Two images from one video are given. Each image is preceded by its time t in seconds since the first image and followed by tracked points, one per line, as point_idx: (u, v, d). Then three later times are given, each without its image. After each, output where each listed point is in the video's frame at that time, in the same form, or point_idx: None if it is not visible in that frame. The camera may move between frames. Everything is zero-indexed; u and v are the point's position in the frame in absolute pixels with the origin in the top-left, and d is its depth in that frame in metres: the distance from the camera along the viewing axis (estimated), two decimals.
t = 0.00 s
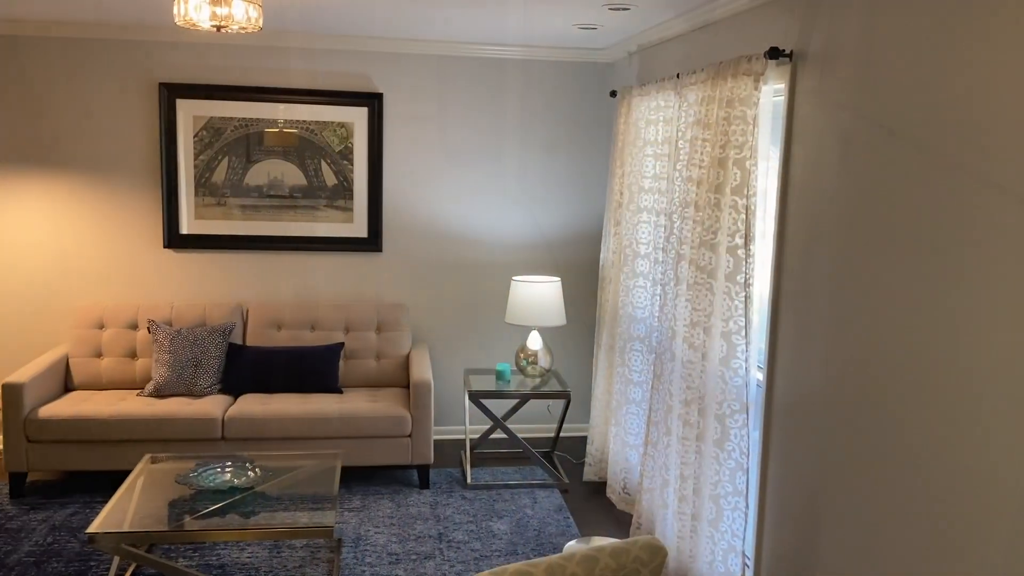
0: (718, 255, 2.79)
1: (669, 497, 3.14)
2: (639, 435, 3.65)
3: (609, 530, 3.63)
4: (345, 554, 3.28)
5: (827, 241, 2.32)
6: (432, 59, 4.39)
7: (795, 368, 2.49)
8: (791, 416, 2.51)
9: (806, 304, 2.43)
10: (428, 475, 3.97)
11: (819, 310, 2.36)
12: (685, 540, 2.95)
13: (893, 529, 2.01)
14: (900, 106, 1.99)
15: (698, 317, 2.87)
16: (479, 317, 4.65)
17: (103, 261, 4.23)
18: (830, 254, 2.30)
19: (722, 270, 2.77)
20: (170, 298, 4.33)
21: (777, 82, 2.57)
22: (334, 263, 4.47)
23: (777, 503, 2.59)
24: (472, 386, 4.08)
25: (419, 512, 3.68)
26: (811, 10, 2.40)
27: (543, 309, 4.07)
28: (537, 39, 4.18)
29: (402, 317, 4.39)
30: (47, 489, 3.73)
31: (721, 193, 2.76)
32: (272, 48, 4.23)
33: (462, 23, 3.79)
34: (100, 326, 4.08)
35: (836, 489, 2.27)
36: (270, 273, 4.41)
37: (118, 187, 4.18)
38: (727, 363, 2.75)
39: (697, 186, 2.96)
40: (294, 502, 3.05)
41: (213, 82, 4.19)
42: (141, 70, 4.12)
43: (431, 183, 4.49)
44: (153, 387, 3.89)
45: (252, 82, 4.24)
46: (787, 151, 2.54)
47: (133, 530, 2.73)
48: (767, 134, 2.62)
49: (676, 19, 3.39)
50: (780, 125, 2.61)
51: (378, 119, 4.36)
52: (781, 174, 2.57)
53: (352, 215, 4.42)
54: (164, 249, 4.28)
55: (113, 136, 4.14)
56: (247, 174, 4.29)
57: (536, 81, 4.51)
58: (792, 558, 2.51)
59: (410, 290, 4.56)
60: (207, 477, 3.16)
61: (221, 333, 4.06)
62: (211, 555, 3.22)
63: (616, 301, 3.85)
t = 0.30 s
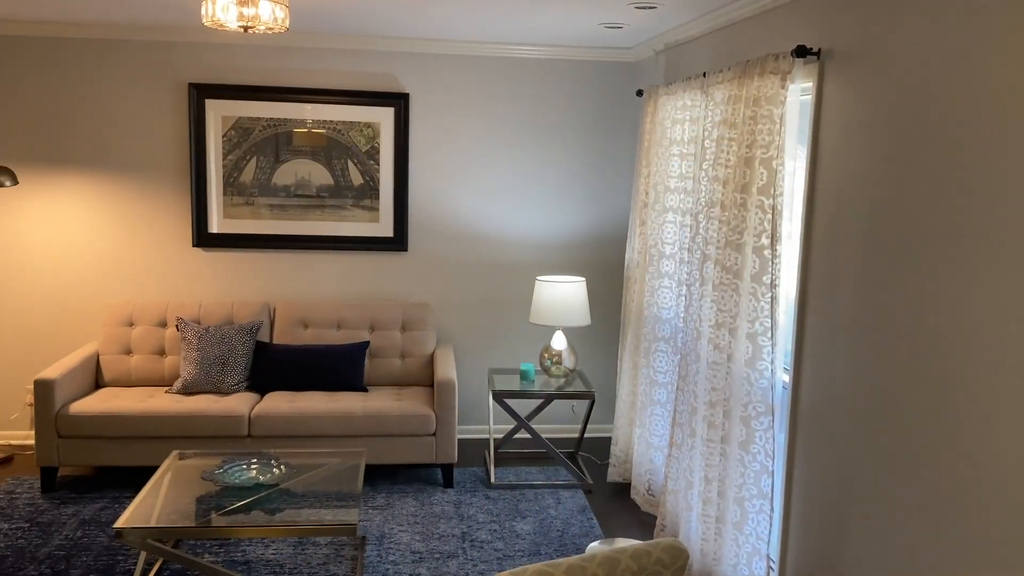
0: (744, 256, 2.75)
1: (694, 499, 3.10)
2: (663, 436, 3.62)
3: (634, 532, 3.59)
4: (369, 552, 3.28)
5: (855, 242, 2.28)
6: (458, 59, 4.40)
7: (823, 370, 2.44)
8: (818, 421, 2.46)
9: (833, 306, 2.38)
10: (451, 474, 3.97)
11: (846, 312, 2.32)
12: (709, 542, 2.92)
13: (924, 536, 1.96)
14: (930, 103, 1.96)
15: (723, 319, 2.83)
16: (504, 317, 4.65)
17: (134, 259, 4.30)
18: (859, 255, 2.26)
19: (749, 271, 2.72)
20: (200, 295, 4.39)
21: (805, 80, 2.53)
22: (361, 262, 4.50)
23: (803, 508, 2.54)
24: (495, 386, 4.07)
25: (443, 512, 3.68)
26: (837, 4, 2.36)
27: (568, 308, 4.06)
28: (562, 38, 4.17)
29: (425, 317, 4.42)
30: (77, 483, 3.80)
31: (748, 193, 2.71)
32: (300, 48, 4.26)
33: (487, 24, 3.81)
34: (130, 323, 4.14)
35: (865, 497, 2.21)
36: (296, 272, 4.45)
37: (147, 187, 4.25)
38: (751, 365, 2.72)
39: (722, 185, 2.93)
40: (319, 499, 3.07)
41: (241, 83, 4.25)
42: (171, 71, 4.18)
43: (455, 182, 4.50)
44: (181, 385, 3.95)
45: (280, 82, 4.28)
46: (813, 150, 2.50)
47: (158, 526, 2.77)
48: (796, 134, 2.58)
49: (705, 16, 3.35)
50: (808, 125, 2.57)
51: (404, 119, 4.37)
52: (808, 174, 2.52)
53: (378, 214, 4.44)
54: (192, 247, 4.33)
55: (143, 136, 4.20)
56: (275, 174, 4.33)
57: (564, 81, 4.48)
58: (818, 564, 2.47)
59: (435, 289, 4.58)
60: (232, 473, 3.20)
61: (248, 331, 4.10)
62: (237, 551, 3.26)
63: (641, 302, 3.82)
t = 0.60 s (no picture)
0: (777, 257, 2.70)
1: (724, 502, 3.05)
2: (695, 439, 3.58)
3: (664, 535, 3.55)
4: (398, 552, 3.30)
5: (891, 242, 2.22)
6: (489, 59, 4.40)
7: (857, 373, 2.38)
8: (850, 426, 2.41)
9: (867, 308, 2.33)
10: (480, 474, 3.97)
11: (880, 315, 2.26)
12: (739, 547, 2.87)
13: (960, 546, 1.90)
14: (970, 101, 1.90)
15: (756, 320, 2.78)
16: (535, 316, 4.65)
17: (170, 257, 4.37)
18: (894, 257, 2.20)
19: (781, 272, 2.68)
20: (233, 293, 4.45)
21: (840, 79, 2.48)
22: (392, 262, 4.52)
23: (835, 515, 2.49)
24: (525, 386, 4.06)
25: (471, 512, 3.68)
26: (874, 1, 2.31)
27: (599, 309, 4.03)
28: (593, 38, 4.15)
29: (456, 317, 4.42)
30: (112, 478, 3.87)
31: (781, 193, 2.67)
32: (331, 49, 4.30)
33: (519, 23, 3.80)
34: (164, 321, 4.21)
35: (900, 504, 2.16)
36: (329, 270, 4.50)
37: (183, 187, 4.32)
38: (784, 367, 2.68)
39: (756, 185, 2.88)
40: (348, 498, 3.09)
41: (275, 84, 4.29)
42: (205, 73, 4.24)
43: (486, 182, 4.51)
44: (214, 382, 4.00)
45: (312, 83, 4.32)
46: (849, 148, 2.45)
47: (191, 521, 2.80)
48: (830, 133, 2.53)
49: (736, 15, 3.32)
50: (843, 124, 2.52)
51: (435, 119, 4.39)
52: (842, 173, 2.47)
53: (409, 213, 4.47)
54: (227, 246, 4.39)
55: (178, 138, 4.27)
56: (308, 174, 4.37)
57: (594, 80, 4.48)
58: (849, 569, 2.42)
59: (465, 289, 4.59)
60: (263, 471, 3.24)
61: (280, 330, 4.15)
62: (267, 548, 3.29)
63: (672, 303, 3.78)
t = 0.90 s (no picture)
0: (815, 259, 2.64)
1: (759, 508, 2.99)
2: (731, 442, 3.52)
3: (697, 539, 3.51)
4: (430, 551, 3.30)
5: (932, 244, 2.16)
6: (524, 58, 4.39)
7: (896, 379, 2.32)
8: (888, 432, 2.35)
9: (908, 312, 2.27)
10: (512, 475, 3.96)
11: (921, 319, 2.20)
12: (774, 553, 2.82)
13: (1003, 559, 1.84)
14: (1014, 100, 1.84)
15: (793, 323, 2.73)
16: (570, 316, 4.62)
17: (208, 256, 4.44)
18: (935, 259, 2.14)
19: (819, 274, 2.62)
20: (269, 292, 4.51)
21: (881, 77, 2.42)
22: (426, 262, 4.54)
23: (872, 523, 2.42)
24: (558, 387, 4.04)
25: (503, 512, 3.68)
26: None
27: (633, 310, 3.99)
28: (630, 37, 4.11)
29: (489, 317, 4.42)
30: (150, 474, 3.95)
31: (820, 194, 2.61)
32: (367, 50, 4.33)
33: (555, 23, 3.78)
34: (202, 319, 4.27)
35: (940, 512, 2.09)
36: (364, 270, 4.53)
37: (222, 187, 4.38)
38: (822, 371, 2.62)
39: (795, 185, 2.83)
40: (382, 497, 3.10)
41: (313, 84, 4.34)
42: (243, 75, 4.30)
43: (520, 182, 4.49)
44: (251, 379, 4.05)
45: (348, 84, 4.35)
46: (889, 149, 2.38)
47: (225, 518, 2.84)
48: (870, 133, 2.47)
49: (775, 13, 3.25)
50: (884, 124, 2.45)
51: (470, 120, 4.39)
52: (882, 173, 2.40)
53: (443, 214, 4.48)
54: (264, 246, 4.45)
55: (217, 139, 4.34)
56: (344, 174, 4.41)
57: (630, 79, 4.44)
58: None
59: (498, 289, 4.58)
60: (297, 468, 3.27)
61: (316, 329, 4.19)
62: (301, 545, 3.32)
63: (708, 305, 3.72)
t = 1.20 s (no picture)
0: (854, 261, 2.58)
1: (795, 513, 2.94)
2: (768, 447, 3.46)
3: (732, 543, 3.46)
4: (462, 551, 3.31)
5: (974, 245, 2.10)
6: (560, 59, 4.38)
7: (936, 384, 2.26)
8: (927, 438, 2.29)
9: (949, 315, 2.21)
10: (545, 476, 3.95)
11: (963, 323, 2.14)
12: (810, 559, 2.77)
13: None
14: None
15: (830, 327, 2.67)
16: (605, 317, 4.60)
17: (246, 256, 4.51)
18: (977, 261, 2.08)
19: (858, 277, 2.57)
20: (306, 291, 4.57)
21: (923, 76, 2.36)
22: (461, 262, 4.55)
23: (910, 531, 2.37)
24: (592, 389, 4.02)
25: (536, 514, 3.67)
26: None
27: (669, 312, 3.95)
28: (666, 36, 4.07)
29: (524, 318, 4.41)
30: (190, 470, 4.03)
31: (858, 195, 2.56)
32: (403, 52, 4.36)
33: (590, 23, 3.77)
34: (241, 318, 4.34)
35: (980, 521, 2.03)
36: (399, 270, 4.56)
37: (261, 188, 4.45)
38: (859, 376, 2.57)
39: (834, 186, 2.77)
40: (415, 495, 3.12)
41: (350, 85, 4.38)
42: (281, 77, 4.36)
43: (555, 182, 4.49)
44: (288, 377, 4.11)
45: (385, 85, 4.39)
46: (931, 150, 2.32)
47: (260, 514, 2.88)
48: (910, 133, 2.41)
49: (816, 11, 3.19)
50: (926, 123, 2.39)
51: (505, 120, 4.39)
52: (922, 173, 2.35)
53: (477, 214, 4.49)
54: (302, 246, 4.51)
55: (255, 140, 4.41)
56: (381, 174, 4.44)
57: (666, 79, 4.40)
58: None
59: (533, 290, 4.58)
60: (331, 466, 3.30)
61: (352, 328, 4.23)
62: (335, 543, 3.36)
63: (746, 307, 3.66)
